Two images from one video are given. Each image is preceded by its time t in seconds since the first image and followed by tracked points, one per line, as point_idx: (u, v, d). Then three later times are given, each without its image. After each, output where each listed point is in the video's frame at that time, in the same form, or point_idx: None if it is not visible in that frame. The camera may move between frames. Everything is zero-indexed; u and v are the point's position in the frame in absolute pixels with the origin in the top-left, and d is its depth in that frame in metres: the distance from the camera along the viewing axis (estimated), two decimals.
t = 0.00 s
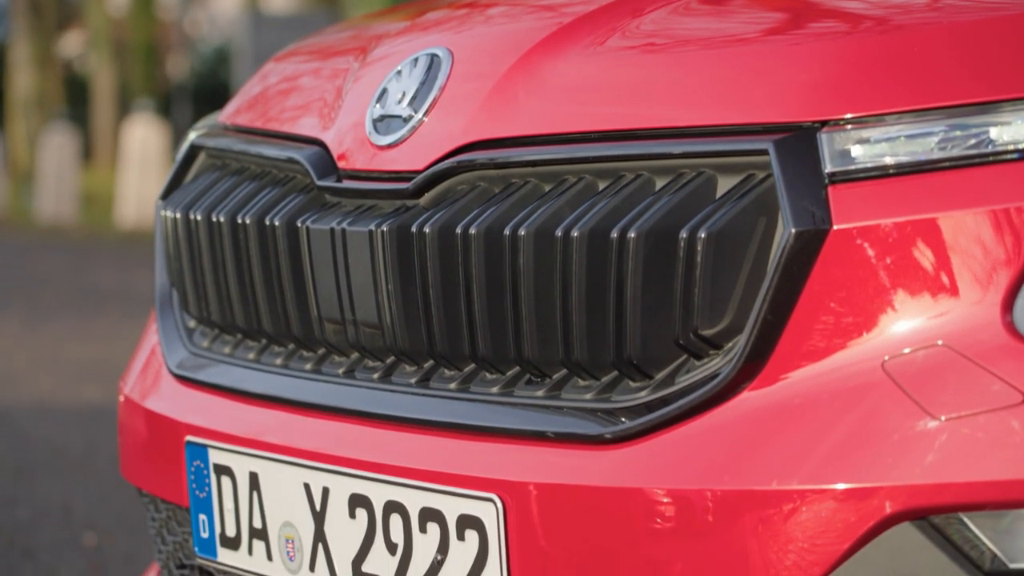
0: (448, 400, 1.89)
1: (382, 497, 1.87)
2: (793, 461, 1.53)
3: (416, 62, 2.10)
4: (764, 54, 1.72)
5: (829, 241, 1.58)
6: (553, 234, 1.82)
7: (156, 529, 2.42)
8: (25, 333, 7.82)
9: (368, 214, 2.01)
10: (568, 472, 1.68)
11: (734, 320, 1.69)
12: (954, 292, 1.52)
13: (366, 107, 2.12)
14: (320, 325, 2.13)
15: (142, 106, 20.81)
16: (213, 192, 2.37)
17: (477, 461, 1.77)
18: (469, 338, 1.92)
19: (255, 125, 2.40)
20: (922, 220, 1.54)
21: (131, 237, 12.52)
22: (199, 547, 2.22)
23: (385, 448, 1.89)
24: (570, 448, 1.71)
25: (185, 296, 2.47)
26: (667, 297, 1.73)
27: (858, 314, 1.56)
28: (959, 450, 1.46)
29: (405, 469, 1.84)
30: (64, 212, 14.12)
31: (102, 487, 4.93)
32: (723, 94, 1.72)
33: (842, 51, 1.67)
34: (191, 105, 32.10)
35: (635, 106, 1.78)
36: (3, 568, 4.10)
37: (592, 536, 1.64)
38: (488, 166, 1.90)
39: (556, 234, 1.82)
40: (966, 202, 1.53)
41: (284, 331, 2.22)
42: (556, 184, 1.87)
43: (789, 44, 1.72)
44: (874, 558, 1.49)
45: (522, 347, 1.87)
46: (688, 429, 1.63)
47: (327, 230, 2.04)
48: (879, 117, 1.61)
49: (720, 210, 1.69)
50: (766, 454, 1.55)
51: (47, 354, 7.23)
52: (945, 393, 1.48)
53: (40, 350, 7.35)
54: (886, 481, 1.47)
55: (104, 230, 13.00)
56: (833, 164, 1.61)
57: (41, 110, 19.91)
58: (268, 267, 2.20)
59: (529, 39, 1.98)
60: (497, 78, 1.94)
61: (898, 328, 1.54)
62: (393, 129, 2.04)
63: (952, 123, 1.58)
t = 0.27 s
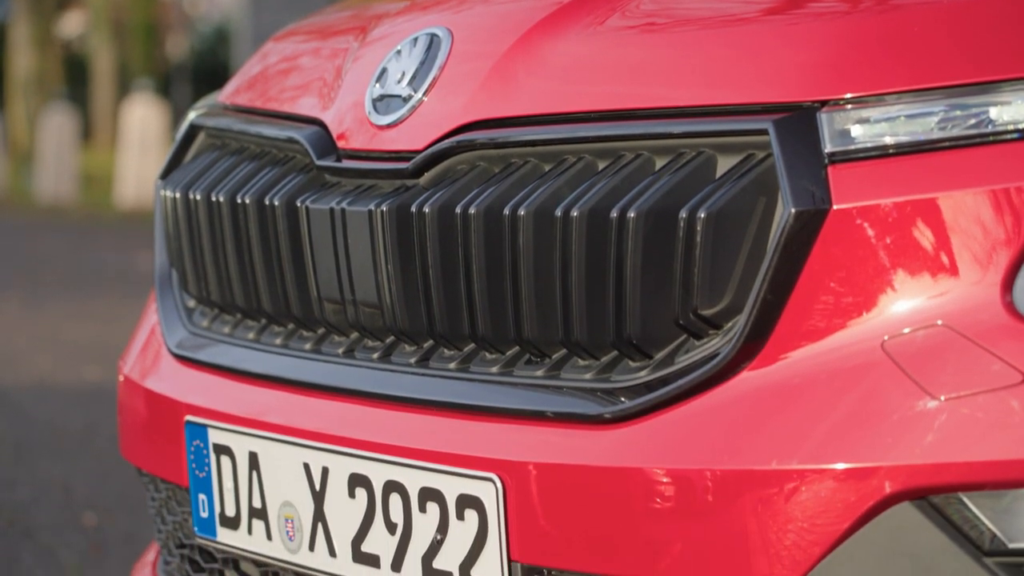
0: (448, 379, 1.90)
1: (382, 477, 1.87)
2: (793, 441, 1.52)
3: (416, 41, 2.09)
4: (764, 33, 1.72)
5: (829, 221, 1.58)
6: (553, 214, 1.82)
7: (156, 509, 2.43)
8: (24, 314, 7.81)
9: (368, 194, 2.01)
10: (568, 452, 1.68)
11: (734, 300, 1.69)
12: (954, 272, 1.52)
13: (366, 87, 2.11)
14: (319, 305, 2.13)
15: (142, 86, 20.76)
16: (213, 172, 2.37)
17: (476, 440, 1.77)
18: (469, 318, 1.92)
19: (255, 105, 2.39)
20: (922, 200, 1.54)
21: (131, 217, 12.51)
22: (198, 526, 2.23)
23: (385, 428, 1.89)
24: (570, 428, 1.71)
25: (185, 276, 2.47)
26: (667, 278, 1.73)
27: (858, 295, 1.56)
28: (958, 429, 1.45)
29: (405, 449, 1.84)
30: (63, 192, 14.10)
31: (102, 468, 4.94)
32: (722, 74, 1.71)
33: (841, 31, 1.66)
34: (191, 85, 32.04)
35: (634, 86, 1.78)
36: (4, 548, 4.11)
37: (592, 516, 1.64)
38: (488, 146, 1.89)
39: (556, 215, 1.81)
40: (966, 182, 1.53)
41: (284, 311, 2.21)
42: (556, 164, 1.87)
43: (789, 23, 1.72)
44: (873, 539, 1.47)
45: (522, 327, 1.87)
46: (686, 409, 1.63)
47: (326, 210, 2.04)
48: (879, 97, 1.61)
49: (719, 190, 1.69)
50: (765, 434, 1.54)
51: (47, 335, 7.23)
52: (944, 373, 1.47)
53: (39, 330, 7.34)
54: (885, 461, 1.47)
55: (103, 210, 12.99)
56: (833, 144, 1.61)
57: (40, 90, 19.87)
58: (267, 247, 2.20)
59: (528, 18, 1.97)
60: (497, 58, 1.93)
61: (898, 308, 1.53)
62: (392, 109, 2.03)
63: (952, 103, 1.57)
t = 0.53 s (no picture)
0: (448, 356, 1.90)
1: (382, 454, 1.88)
2: (793, 418, 1.53)
3: (416, 17, 2.08)
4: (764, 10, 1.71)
5: (830, 198, 1.58)
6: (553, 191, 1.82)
7: (156, 486, 2.44)
8: (25, 290, 7.82)
9: (369, 170, 2.02)
10: (568, 429, 1.68)
11: (734, 277, 1.69)
12: (954, 249, 1.51)
13: (367, 64, 2.11)
14: (319, 282, 2.13)
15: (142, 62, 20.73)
16: (213, 148, 2.37)
17: (477, 417, 1.78)
18: (469, 295, 1.92)
19: (255, 82, 2.38)
20: (923, 177, 1.53)
21: (132, 194, 12.51)
22: (199, 503, 2.24)
23: (385, 405, 1.89)
24: (570, 404, 1.71)
25: (185, 253, 2.47)
26: (667, 254, 1.73)
27: (858, 272, 1.56)
28: (958, 405, 1.44)
29: (405, 426, 1.85)
30: (64, 169, 14.10)
31: (102, 445, 4.96)
32: (722, 51, 1.71)
33: (842, 8, 1.65)
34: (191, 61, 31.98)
35: (634, 63, 1.77)
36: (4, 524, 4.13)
37: (592, 493, 1.65)
38: (489, 123, 1.89)
39: (556, 191, 1.81)
40: (967, 159, 1.52)
41: (283, 288, 2.22)
42: (556, 141, 1.87)
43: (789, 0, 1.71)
44: (873, 515, 1.47)
45: (522, 304, 1.86)
46: (686, 385, 1.63)
47: (327, 187, 2.04)
48: (880, 74, 1.61)
49: (720, 166, 1.68)
50: (765, 411, 1.55)
51: (48, 311, 7.24)
52: (945, 350, 1.47)
53: (40, 307, 7.35)
54: (885, 438, 1.46)
55: (104, 187, 12.98)
56: (833, 121, 1.61)
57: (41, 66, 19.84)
58: (268, 224, 2.20)
59: None
60: (497, 34, 1.93)
61: (898, 285, 1.53)
62: (393, 86, 2.03)
63: (953, 80, 1.57)
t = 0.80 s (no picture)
0: (448, 331, 1.90)
1: (382, 429, 1.88)
2: (793, 393, 1.53)
3: None
4: None
5: (829, 173, 1.57)
6: (554, 165, 1.81)
7: (156, 461, 2.45)
8: (25, 265, 7.83)
9: (368, 145, 2.01)
10: (568, 404, 1.69)
11: (735, 252, 1.68)
12: (954, 224, 1.51)
13: (366, 39, 2.10)
14: (319, 257, 2.13)
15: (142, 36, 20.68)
16: (213, 123, 2.36)
17: (476, 392, 1.78)
18: (469, 270, 1.92)
19: (255, 57, 2.38)
20: (923, 152, 1.53)
21: (132, 169, 12.51)
22: (199, 478, 2.24)
23: (385, 380, 1.90)
24: (570, 380, 1.71)
25: (185, 228, 2.47)
26: (667, 229, 1.73)
27: (858, 247, 1.56)
28: (958, 381, 1.44)
29: (405, 401, 1.85)
30: (63, 144, 14.09)
31: (102, 421, 4.98)
32: (722, 26, 1.70)
33: None
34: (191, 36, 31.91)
35: (635, 38, 1.77)
36: (4, 499, 4.15)
37: (592, 468, 1.65)
38: (489, 98, 1.89)
39: (556, 165, 1.81)
40: (967, 134, 1.52)
41: (283, 263, 2.22)
42: (557, 116, 1.87)
43: None
44: (873, 491, 1.47)
45: (522, 280, 1.87)
46: (686, 360, 1.63)
47: (326, 162, 2.04)
48: (880, 49, 1.60)
49: (721, 141, 1.67)
50: (765, 386, 1.55)
51: (48, 287, 7.26)
52: (945, 326, 1.47)
53: (40, 282, 7.36)
54: (886, 413, 1.46)
55: (104, 162, 12.98)
56: (833, 96, 1.60)
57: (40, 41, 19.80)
58: (267, 199, 2.20)
59: None
60: (496, 9, 1.92)
61: (898, 260, 1.53)
62: (393, 61, 2.03)
63: (953, 55, 1.56)
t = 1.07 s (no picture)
0: (448, 310, 1.90)
1: (382, 408, 1.88)
2: (792, 372, 1.53)
3: None
4: None
5: (828, 153, 1.57)
6: (554, 144, 1.81)
7: (156, 440, 2.45)
8: (25, 245, 7.84)
9: (368, 124, 2.01)
10: (569, 383, 1.69)
11: (734, 232, 1.68)
12: (955, 203, 1.51)
13: (366, 17, 2.09)
14: (319, 236, 2.13)
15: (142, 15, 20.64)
16: (213, 102, 2.36)
17: (477, 371, 1.78)
18: (469, 250, 1.92)
19: (255, 37, 2.37)
20: (924, 131, 1.53)
21: (131, 148, 12.50)
22: (199, 457, 2.25)
23: (385, 359, 1.90)
24: (571, 358, 1.72)
25: (185, 207, 2.46)
26: (667, 208, 1.72)
27: (859, 226, 1.56)
28: (958, 359, 1.44)
29: (405, 380, 1.85)
30: (63, 123, 14.09)
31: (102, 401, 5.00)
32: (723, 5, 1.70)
33: None
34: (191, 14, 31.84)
35: (635, 17, 1.76)
36: (4, 478, 4.18)
37: (592, 447, 1.65)
38: (489, 77, 1.89)
39: (556, 144, 1.80)
40: (968, 113, 1.51)
41: (284, 242, 2.21)
42: (557, 95, 1.86)
43: None
44: (874, 470, 1.47)
45: (522, 259, 1.87)
46: (686, 339, 1.63)
47: (326, 141, 2.04)
48: (880, 29, 1.60)
49: (720, 121, 1.67)
50: (765, 365, 1.55)
51: (47, 266, 7.26)
52: (945, 305, 1.47)
53: (40, 261, 7.37)
54: (886, 391, 1.46)
55: (104, 141, 12.97)
56: (834, 75, 1.60)
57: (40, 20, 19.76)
58: (267, 178, 2.19)
59: None
60: None
61: (898, 239, 1.53)
62: (393, 40, 2.02)
63: (953, 34, 1.56)
